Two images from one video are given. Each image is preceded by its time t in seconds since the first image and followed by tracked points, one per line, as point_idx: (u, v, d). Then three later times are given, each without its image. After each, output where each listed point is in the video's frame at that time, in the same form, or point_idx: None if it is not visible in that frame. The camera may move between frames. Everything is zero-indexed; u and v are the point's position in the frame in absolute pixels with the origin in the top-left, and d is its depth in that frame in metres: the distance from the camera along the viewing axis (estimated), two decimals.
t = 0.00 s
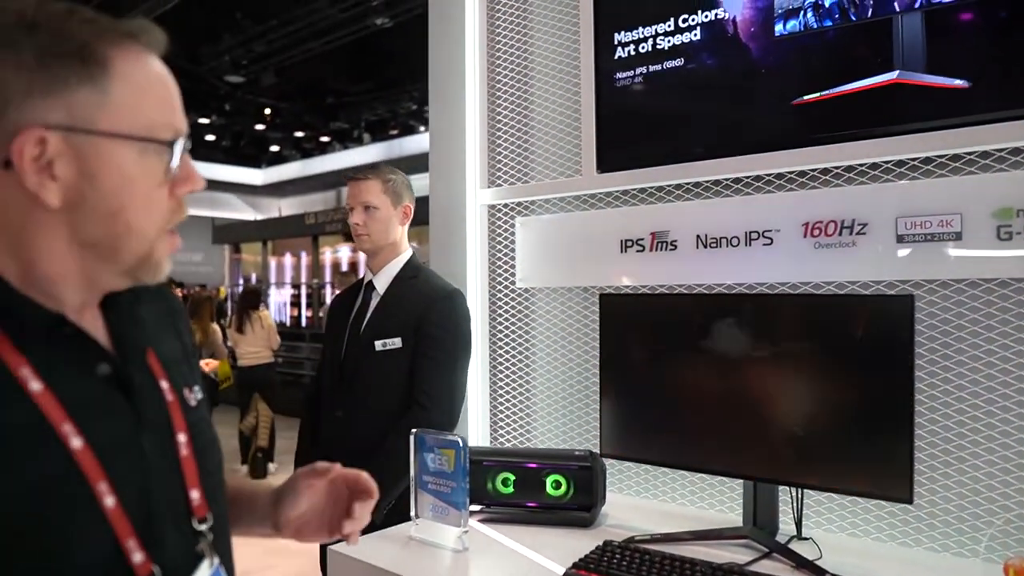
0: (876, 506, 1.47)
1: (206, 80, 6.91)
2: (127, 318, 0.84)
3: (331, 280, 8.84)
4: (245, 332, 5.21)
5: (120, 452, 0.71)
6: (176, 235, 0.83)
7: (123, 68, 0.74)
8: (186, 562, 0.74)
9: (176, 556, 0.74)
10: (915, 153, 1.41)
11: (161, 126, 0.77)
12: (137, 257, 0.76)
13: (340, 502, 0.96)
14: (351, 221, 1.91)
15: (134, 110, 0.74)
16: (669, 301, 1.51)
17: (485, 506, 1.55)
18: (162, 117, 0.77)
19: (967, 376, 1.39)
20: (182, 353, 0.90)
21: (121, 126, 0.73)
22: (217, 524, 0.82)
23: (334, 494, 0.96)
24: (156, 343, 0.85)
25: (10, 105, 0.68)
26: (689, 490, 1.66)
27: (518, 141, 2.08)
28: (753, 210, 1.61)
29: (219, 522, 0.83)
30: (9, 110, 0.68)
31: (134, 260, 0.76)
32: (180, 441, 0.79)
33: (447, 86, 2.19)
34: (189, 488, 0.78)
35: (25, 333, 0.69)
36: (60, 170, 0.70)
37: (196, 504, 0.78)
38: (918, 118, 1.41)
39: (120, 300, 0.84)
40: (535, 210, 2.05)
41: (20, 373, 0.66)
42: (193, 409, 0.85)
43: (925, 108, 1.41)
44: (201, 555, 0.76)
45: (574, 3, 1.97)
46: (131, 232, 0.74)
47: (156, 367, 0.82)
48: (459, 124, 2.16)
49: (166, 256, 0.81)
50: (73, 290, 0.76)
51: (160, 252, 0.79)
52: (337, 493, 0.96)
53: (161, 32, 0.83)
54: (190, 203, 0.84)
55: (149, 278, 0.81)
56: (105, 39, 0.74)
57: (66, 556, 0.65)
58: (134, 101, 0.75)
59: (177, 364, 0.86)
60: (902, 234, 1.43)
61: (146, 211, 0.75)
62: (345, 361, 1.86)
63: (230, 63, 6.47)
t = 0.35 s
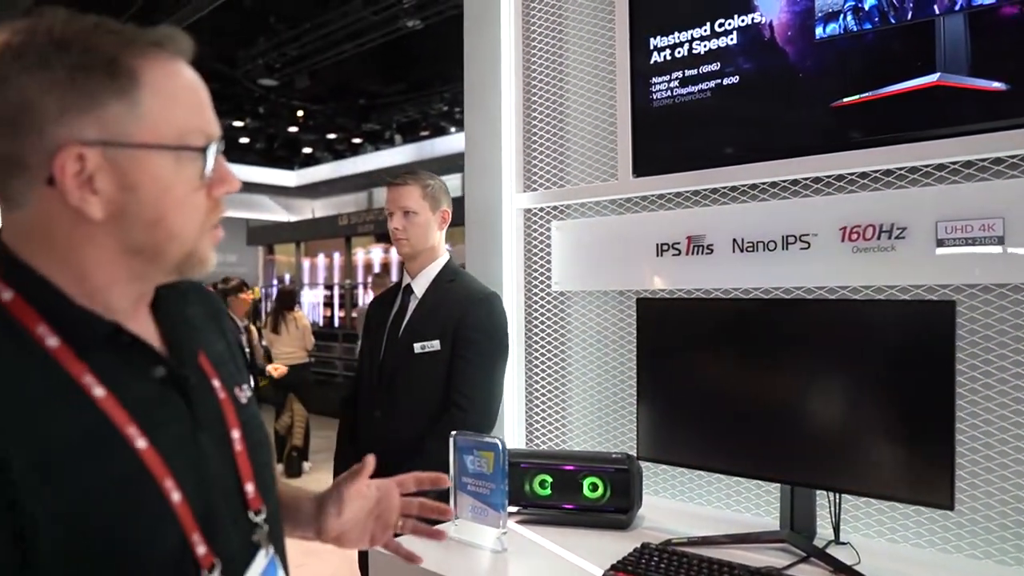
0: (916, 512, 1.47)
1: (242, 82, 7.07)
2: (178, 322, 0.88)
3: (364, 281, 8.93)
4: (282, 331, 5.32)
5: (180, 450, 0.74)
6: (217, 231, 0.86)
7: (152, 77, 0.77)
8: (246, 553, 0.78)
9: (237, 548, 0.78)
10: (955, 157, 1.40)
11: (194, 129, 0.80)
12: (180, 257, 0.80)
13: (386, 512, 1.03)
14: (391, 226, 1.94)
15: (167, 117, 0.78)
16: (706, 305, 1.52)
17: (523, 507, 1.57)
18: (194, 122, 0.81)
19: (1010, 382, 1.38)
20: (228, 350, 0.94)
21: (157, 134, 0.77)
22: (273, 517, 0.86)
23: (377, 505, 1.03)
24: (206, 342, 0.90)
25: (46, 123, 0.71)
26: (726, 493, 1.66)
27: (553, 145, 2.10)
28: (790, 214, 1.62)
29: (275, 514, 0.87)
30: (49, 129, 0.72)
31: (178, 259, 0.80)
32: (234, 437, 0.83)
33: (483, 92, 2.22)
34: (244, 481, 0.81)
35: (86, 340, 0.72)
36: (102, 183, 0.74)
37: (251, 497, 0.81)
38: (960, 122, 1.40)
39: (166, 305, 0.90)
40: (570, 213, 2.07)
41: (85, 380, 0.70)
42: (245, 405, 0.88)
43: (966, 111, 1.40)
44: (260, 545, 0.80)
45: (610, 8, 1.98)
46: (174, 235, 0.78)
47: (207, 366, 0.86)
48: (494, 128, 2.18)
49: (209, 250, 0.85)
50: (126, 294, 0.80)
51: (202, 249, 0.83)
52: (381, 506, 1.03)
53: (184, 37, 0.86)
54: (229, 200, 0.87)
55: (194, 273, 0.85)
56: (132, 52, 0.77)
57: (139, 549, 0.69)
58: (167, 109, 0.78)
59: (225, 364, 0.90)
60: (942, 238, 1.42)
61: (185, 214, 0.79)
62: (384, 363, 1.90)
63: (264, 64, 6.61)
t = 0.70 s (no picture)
0: (953, 512, 1.46)
1: (273, 84, 7.19)
2: (230, 321, 0.92)
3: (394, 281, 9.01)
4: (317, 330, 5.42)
5: (236, 441, 0.78)
6: (255, 226, 0.85)
7: (171, 76, 0.78)
8: (300, 542, 0.82)
9: (292, 537, 0.81)
10: (995, 155, 1.39)
11: (215, 123, 0.80)
12: (208, 251, 0.80)
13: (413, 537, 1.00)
14: (430, 227, 1.96)
15: (185, 113, 0.78)
16: (740, 305, 1.53)
17: (557, 504, 1.59)
18: (218, 117, 0.81)
19: None
20: (278, 354, 0.98)
21: (175, 130, 0.77)
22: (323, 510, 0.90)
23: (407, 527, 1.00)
24: (257, 344, 0.94)
25: (78, 130, 0.76)
26: (759, 492, 1.67)
27: (586, 145, 2.11)
28: (825, 214, 1.62)
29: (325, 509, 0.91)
30: (82, 133, 0.75)
31: (207, 254, 0.80)
32: (285, 432, 0.86)
33: (516, 94, 2.24)
34: (296, 475, 0.85)
35: (151, 335, 0.76)
36: (127, 180, 0.76)
37: (303, 489, 0.85)
38: (999, 120, 1.39)
39: (221, 300, 0.93)
40: (603, 213, 2.09)
41: (149, 371, 0.73)
42: (294, 403, 0.93)
43: (1006, 109, 1.39)
44: (310, 536, 0.83)
45: (643, 9, 2.00)
46: (197, 228, 0.78)
47: (259, 366, 0.89)
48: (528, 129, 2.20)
49: (244, 244, 0.84)
50: (170, 292, 0.82)
51: (233, 243, 0.82)
52: (412, 526, 1.00)
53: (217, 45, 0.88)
54: (264, 195, 0.86)
55: (234, 270, 0.85)
56: (155, 54, 0.78)
57: (205, 532, 0.72)
58: (185, 105, 0.78)
59: (276, 365, 0.95)
60: (980, 237, 1.41)
61: (206, 207, 0.79)
62: (419, 361, 1.93)
63: (296, 67, 6.72)
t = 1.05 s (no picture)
0: (982, 512, 1.46)
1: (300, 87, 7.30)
2: (287, 318, 0.96)
3: (421, 282, 9.08)
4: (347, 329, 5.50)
5: (289, 428, 0.81)
6: (306, 229, 0.86)
7: (247, 83, 0.82)
8: (349, 530, 0.85)
9: (342, 525, 0.84)
10: None
11: (279, 128, 0.83)
12: (255, 248, 0.82)
13: (471, 553, 1.04)
14: (474, 227, 1.96)
15: (254, 113, 0.81)
16: (769, 304, 1.54)
17: (586, 500, 1.62)
18: (283, 123, 0.83)
19: None
20: (335, 352, 1.03)
21: (242, 130, 0.80)
22: (371, 502, 0.94)
23: (463, 541, 1.05)
24: (313, 342, 0.99)
25: (159, 125, 0.80)
26: (787, 490, 1.68)
27: (614, 147, 2.14)
28: (854, 214, 1.62)
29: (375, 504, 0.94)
30: (161, 127, 0.80)
31: (253, 251, 0.82)
32: (338, 425, 0.90)
33: (545, 97, 2.27)
34: (347, 467, 0.89)
35: (214, 323, 0.80)
36: (194, 173, 0.80)
37: (354, 481, 0.89)
38: None
39: (281, 301, 0.97)
40: (631, 214, 2.11)
41: (210, 356, 0.78)
42: (348, 399, 0.97)
43: None
44: (360, 527, 0.87)
45: (671, 12, 2.02)
46: (251, 224, 0.81)
47: (315, 361, 0.93)
48: (556, 132, 2.23)
49: (294, 246, 0.85)
50: (229, 284, 0.85)
51: (280, 245, 0.84)
52: (470, 543, 1.04)
53: (296, 63, 0.92)
54: (318, 202, 0.87)
55: (280, 272, 0.87)
56: (235, 61, 0.83)
57: (260, 511, 0.75)
58: (255, 106, 0.81)
59: (332, 363, 0.99)
60: (1011, 237, 1.41)
61: (258, 205, 0.81)
62: (450, 359, 1.96)
63: (323, 70, 6.82)
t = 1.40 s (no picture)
0: (1001, 511, 1.47)
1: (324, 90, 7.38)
2: (351, 319, 1.00)
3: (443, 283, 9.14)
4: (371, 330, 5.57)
5: (337, 424, 0.85)
6: (375, 231, 0.90)
7: (324, 96, 0.88)
8: (389, 526, 0.88)
9: (382, 519, 0.88)
10: None
11: (352, 136, 0.87)
12: (329, 245, 0.85)
13: (516, 563, 1.06)
14: (505, 229, 1.99)
15: (328, 122, 0.86)
16: (789, 305, 1.56)
17: (607, 497, 1.65)
18: (357, 132, 0.88)
19: None
20: (396, 353, 1.07)
21: (318, 136, 0.85)
22: (418, 497, 0.97)
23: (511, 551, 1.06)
24: (372, 341, 1.03)
25: (244, 133, 0.87)
26: (807, 488, 1.70)
27: (635, 149, 2.17)
28: (873, 216, 1.64)
29: (419, 499, 0.98)
30: (244, 137, 0.86)
31: (326, 248, 0.85)
32: (389, 423, 0.93)
33: (566, 101, 2.31)
34: (394, 464, 0.92)
35: (274, 321, 0.85)
36: (273, 177, 0.85)
37: (399, 479, 0.92)
38: None
39: (346, 303, 1.01)
40: (652, 216, 2.14)
41: (268, 353, 0.83)
42: (402, 399, 1.00)
43: None
44: (401, 522, 0.91)
45: (690, 14, 2.04)
46: (323, 223, 0.84)
47: (371, 359, 0.97)
48: (578, 135, 2.26)
49: (363, 247, 0.89)
50: (298, 284, 0.89)
51: (351, 244, 0.87)
52: (516, 553, 1.06)
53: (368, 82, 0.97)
54: (387, 206, 0.91)
55: (350, 273, 0.90)
56: (314, 76, 0.89)
57: (303, 502, 0.79)
58: (329, 116, 0.87)
59: (391, 362, 1.03)
60: None
61: (331, 205, 0.85)
62: (474, 358, 2.01)
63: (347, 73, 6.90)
